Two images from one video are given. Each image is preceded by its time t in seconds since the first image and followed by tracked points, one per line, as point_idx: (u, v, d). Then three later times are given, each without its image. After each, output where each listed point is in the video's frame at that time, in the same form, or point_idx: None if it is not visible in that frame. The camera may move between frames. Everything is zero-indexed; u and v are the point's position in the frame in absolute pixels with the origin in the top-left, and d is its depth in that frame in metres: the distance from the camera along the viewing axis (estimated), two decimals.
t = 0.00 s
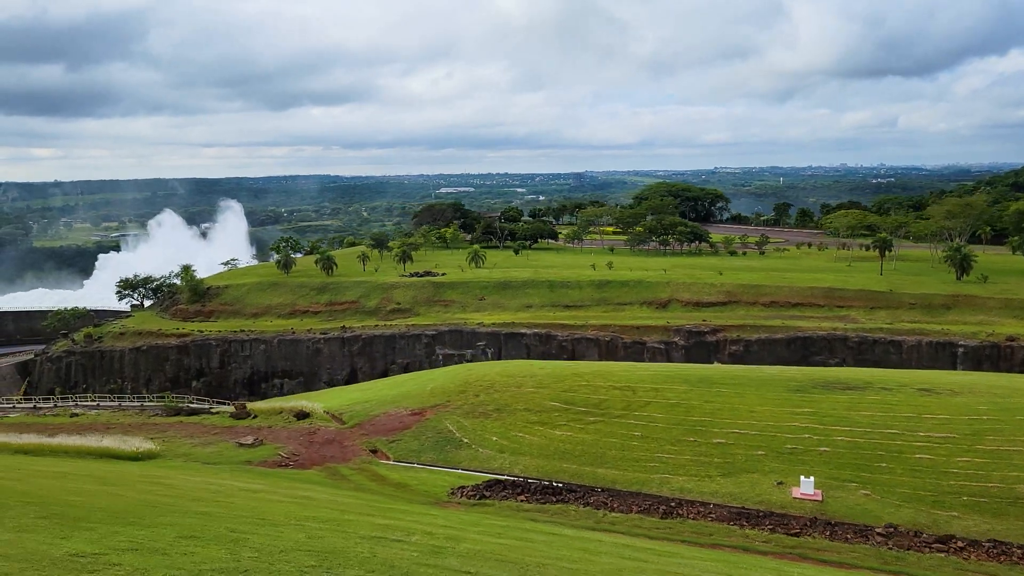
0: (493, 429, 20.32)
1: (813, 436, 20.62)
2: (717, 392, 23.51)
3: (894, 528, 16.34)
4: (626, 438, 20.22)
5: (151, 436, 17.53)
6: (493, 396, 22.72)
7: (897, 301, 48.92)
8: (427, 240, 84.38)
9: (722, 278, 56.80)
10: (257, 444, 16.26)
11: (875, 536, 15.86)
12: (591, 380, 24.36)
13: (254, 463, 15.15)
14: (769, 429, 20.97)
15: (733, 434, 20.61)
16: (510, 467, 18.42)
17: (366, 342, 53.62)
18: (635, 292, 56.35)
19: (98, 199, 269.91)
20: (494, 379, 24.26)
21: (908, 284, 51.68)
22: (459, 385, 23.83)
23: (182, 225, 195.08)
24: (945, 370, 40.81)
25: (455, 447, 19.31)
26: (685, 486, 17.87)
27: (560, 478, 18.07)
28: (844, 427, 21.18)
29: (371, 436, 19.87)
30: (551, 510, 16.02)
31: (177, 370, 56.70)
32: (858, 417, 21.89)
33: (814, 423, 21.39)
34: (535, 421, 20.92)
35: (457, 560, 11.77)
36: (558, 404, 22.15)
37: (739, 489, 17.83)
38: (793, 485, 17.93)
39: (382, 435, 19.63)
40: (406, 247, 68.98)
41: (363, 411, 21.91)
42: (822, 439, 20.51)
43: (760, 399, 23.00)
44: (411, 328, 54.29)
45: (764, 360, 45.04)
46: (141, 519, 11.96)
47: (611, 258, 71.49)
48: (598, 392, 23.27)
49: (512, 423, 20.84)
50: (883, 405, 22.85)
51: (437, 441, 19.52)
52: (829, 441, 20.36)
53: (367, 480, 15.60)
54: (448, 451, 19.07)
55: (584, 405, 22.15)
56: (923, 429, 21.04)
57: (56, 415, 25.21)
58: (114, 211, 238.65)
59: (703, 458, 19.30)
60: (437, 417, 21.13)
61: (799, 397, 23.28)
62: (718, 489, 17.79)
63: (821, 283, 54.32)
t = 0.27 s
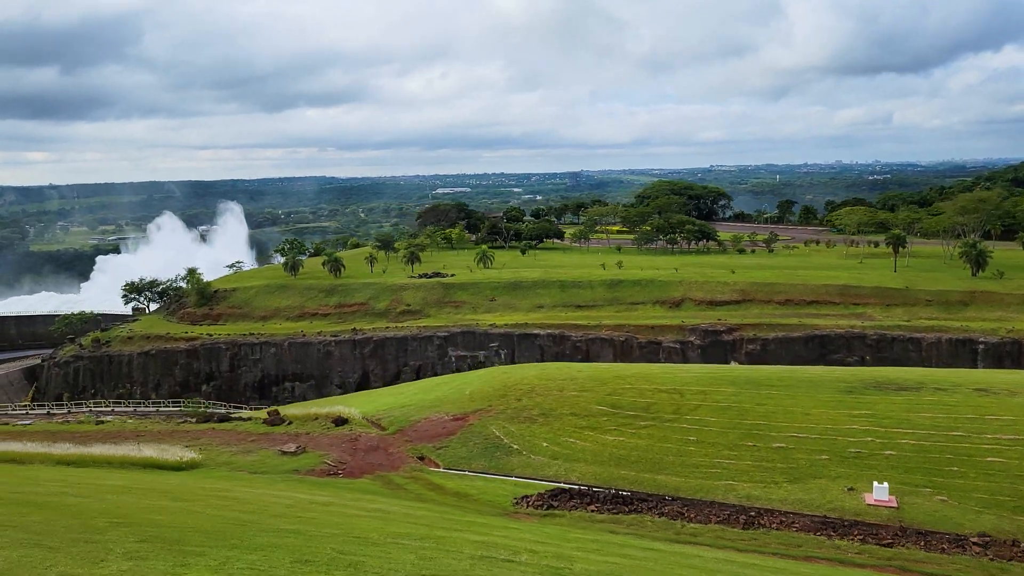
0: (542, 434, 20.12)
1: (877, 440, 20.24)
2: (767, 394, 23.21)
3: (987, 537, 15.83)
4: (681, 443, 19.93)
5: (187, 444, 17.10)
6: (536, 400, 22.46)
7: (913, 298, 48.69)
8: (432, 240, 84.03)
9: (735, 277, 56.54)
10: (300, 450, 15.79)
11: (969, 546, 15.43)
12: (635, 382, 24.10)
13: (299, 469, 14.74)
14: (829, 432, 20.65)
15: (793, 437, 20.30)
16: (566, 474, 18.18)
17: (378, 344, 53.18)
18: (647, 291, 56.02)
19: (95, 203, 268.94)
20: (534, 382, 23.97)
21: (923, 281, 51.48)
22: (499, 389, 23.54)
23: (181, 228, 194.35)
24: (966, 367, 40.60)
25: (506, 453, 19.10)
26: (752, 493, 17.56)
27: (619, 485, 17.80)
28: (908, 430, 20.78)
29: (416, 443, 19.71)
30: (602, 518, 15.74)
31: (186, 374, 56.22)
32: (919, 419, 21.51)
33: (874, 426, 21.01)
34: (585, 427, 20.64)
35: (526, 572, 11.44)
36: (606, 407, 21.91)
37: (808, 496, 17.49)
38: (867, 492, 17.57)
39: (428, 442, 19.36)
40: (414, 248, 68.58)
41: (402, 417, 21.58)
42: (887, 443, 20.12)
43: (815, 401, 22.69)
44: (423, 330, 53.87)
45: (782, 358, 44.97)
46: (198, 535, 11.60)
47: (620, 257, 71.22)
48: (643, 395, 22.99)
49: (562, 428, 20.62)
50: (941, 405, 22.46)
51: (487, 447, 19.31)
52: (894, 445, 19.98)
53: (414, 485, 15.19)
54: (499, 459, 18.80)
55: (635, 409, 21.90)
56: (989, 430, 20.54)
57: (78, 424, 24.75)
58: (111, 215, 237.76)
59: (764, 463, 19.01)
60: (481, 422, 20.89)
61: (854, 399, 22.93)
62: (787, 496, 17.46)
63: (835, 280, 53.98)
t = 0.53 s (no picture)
0: (594, 438, 19.88)
1: (944, 442, 19.78)
2: (819, 395, 22.88)
3: None
4: (740, 446, 19.66)
5: (225, 450, 16.69)
6: (581, 402, 22.19)
7: (930, 294, 48.44)
8: (439, 239, 83.67)
9: (749, 274, 56.25)
10: (345, 455, 15.36)
11: None
12: (680, 384, 23.82)
13: (347, 474, 14.35)
14: (893, 434, 20.26)
15: (855, 440, 19.95)
16: (624, 478, 17.91)
17: (389, 345, 52.79)
18: (661, 289, 55.75)
19: (93, 204, 268.01)
20: (576, 384, 23.68)
21: (939, 277, 51.24)
22: (541, 390, 23.25)
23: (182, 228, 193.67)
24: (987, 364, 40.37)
25: (558, 457, 18.88)
26: (822, 498, 17.20)
27: (681, 489, 17.50)
28: (974, 432, 20.28)
29: (464, 448, 19.51)
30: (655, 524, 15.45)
31: (196, 376, 55.79)
32: (984, 420, 20.94)
33: (939, 428, 20.56)
34: (637, 430, 20.38)
35: None
36: (656, 409, 21.66)
37: (882, 501, 17.08)
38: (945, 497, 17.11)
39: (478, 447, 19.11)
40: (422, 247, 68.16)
41: (443, 421, 21.29)
42: (955, 446, 19.66)
43: (871, 402, 22.33)
44: (435, 330, 53.46)
45: (800, 356, 44.85)
46: (259, 549, 11.26)
47: (630, 255, 70.89)
48: (692, 396, 22.72)
49: (614, 431, 20.37)
50: (1002, 404, 21.98)
51: (539, 452, 19.09)
52: (961, 447, 19.52)
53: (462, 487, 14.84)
54: (554, 464, 18.57)
55: (687, 412, 21.63)
56: None
57: (100, 430, 24.32)
58: (109, 216, 236.91)
59: (829, 467, 18.66)
60: (528, 425, 20.66)
61: (911, 400, 22.50)
62: (860, 501, 17.06)
63: (849, 277, 53.70)
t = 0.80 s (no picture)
0: (648, 442, 19.62)
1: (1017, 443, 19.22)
2: (873, 395, 22.48)
3: None
4: (803, 450, 19.36)
5: (263, 456, 16.34)
6: (628, 404, 21.89)
7: (947, 291, 48.10)
8: (445, 238, 83.25)
9: (762, 272, 55.91)
10: (391, 460, 14.96)
11: None
12: (728, 385, 23.49)
13: (396, 480, 14.00)
14: (960, 436, 19.80)
15: (921, 443, 19.53)
16: (686, 484, 17.63)
17: (401, 345, 52.41)
18: (674, 288, 55.45)
19: (91, 206, 267.21)
20: (620, 386, 23.37)
21: (955, 274, 50.93)
22: (584, 393, 22.94)
23: (182, 229, 193.11)
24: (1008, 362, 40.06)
25: (615, 462, 18.60)
26: (898, 505, 16.77)
27: (746, 496, 17.18)
28: None
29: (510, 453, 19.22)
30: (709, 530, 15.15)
31: (207, 378, 55.32)
32: None
33: (1008, 428, 20.02)
34: (692, 433, 20.10)
35: None
36: (708, 412, 21.36)
37: (961, 507, 16.61)
38: None
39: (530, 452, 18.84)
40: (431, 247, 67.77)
41: (486, 425, 20.99)
42: None
43: (930, 403, 21.90)
44: (448, 330, 53.06)
45: (818, 354, 44.48)
46: (321, 560, 10.94)
47: (640, 253, 70.51)
48: (743, 398, 22.40)
49: (669, 435, 20.09)
50: None
51: (594, 457, 18.81)
52: None
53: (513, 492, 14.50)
54: (610, 470, 18.31)
55: (742, 415, 21.30)
56: None
57: (123, 435, 23.94)
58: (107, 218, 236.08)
59: (898, 472, 18.26)
60: (576, 429, 20.37)
61: (972, 399, 21.99)
62: (939, 508, 16.60)
63: (864, 274, 53.39)
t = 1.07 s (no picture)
0: (705, 446, 19.41)
1: None
2: (928, 398, 22.15)
3: None
4: (867, 455, 19.08)
5: (303, 460, 15.98)
6: (677, 407, 21.63)
7: (964, 289, 47.83)
8: (451, 237, 82.87)
9: (775, 271, 55.65)
10: (440, 465, 14.56)
11: None
12: (775, 386, 23.19)
13: (446, 486, 13.65)
14: None
15: (989, 447, 19.18)
16: (752, 490, 17.40)
17: (413, 346, 52.03)
18: (687, 287, 55.15)
19: (88, 206, 266.22)
20: (666, 388, 23.09)
21: (970, 272, 50.69)
22: (628, 396, 22.66)
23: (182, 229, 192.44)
24: None
25: (674, 467, 18.35)
26: (976, 511, 16.44)
27: (816, 502, 16.95)
28: None
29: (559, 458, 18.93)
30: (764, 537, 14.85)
31: (216, 379, 54.84)
32: None
33: None
34: (750, 437, 19.87)
35: None
36: (761, 415, 21.11)
37: None
38: None
39: (584, 456, 18.56)
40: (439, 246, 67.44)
41: (530, 428, 20.70)
42: None
43: (989, 404, 21.54)
44: (460, 330, 52.68)
45: (836, 354, 44.21)
46: None
47: (650, 252, 70.19)
48: (796, 401, 22.14)
49: (725, 439, 19.86)
50: None
51: (652, 461, 18.57)
52: None
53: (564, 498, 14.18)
54: (669, 475, 18.06)
55: (797, 418, 21.04)
56: None
57: (145, 439, 23.53)
58: (105, 218, 235.22)
59: (970, 477, 17.93)
60: (626, 433, 20.09)
61: None
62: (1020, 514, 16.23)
63: (878, 273, 53.13)
